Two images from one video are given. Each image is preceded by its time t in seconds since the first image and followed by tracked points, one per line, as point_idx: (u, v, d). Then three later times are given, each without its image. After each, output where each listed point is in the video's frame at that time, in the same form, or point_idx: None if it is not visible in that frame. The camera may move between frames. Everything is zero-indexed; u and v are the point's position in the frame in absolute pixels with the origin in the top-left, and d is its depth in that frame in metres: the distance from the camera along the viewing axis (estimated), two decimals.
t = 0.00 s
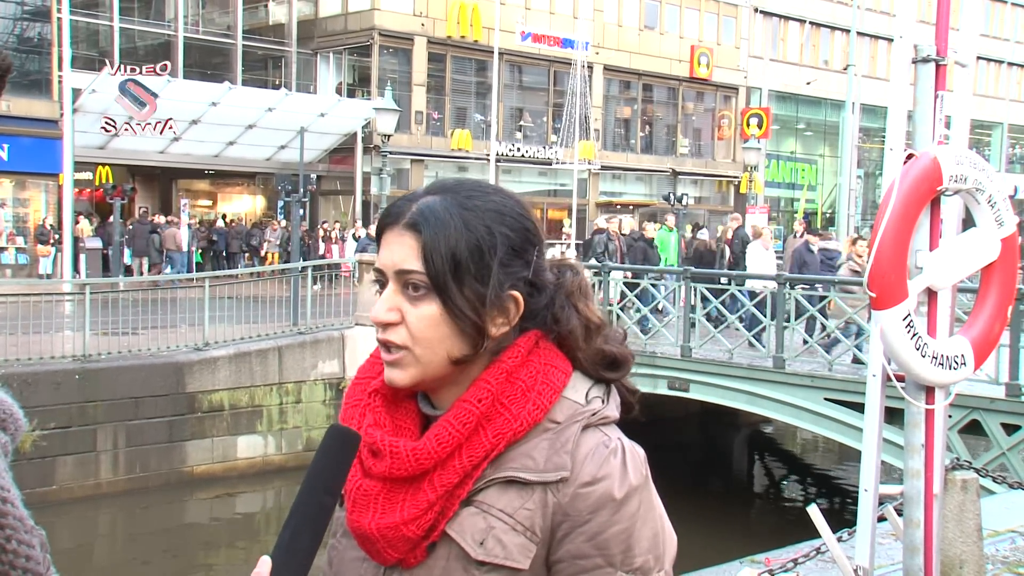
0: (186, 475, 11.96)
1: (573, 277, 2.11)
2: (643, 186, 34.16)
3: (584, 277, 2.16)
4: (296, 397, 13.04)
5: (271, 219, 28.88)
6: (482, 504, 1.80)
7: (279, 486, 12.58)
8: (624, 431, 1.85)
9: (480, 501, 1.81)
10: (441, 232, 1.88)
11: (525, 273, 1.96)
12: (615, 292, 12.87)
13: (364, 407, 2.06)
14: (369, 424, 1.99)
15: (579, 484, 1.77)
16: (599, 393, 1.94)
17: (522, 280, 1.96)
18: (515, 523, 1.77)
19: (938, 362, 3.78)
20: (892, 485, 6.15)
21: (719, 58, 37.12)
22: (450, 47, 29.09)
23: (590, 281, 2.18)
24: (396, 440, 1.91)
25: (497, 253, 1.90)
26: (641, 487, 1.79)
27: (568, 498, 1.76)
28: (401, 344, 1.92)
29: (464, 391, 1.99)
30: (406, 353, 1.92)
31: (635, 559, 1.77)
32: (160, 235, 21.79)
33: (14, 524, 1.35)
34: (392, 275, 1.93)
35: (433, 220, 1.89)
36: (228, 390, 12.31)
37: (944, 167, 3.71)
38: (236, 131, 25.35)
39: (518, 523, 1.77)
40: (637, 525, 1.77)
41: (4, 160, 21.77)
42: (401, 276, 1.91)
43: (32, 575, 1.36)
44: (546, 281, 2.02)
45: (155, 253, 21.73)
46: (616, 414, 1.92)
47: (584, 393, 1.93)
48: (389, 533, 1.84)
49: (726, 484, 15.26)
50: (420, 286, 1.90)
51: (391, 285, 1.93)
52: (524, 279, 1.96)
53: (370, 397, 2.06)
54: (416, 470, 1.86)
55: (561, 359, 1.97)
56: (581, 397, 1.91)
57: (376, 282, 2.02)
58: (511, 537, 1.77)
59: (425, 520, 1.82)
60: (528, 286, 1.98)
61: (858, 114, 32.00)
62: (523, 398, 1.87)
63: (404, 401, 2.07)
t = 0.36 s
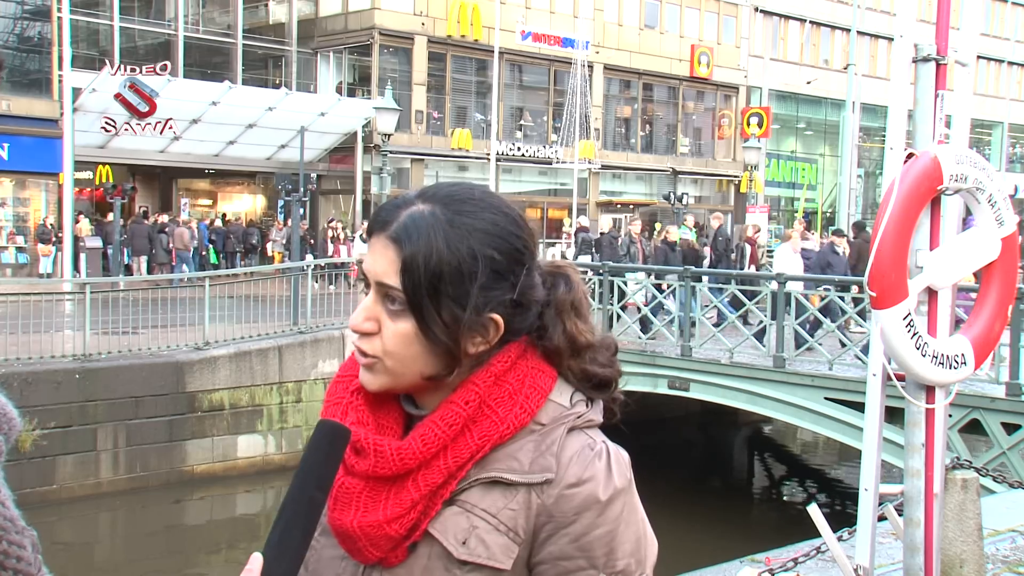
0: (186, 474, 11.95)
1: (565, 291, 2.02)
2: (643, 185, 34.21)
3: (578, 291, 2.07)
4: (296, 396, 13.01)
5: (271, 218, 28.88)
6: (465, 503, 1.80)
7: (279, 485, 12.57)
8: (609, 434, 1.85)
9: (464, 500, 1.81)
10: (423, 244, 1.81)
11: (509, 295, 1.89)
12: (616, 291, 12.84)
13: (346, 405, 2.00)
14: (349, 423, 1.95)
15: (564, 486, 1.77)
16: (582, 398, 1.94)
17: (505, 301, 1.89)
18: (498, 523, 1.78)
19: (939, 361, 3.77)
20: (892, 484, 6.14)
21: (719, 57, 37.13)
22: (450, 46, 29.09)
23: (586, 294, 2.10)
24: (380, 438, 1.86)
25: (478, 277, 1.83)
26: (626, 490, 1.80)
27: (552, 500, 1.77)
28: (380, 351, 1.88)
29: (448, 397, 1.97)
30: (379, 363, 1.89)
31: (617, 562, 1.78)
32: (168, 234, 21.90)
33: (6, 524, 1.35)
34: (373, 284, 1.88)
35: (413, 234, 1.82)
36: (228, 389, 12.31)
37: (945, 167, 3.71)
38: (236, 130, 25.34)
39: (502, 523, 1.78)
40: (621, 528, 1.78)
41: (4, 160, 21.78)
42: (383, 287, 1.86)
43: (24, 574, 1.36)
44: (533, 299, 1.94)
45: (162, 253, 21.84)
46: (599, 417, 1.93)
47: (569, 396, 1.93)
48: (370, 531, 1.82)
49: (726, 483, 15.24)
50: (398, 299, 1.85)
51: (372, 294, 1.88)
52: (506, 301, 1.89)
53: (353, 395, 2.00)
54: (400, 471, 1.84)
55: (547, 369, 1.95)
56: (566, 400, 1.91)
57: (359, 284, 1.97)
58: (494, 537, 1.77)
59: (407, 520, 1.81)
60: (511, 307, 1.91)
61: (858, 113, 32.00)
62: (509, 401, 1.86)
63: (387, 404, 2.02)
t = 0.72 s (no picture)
0: (186, 473, 11.96)
1: (552, 284, 2.06)
2: (644, 185, 34.24)
3: (564, 283, 2.10)
4: (296, 395, 13.02)
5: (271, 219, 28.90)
6: (461, 511, 1.80)
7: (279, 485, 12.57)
8: (603, 439, 1.86)
9: (460, 508, 1.81)
10: (416, 243, 1.82)
11: (503, 285, 1.91)
12: (616, 291, 12.83)
13: (336, 408, 1.99)
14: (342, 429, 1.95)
15: (561, 493, 1.77)
16: (573, 401, 1.95)
17: (498, 292, 1.91)
18: (494, 532, 1.77)
19: (939, 361, 3.77)
20: (891, 484, 6.15)
21: (719, 57, 37.16)
22: (450, 46, 29.10)
23: (571, 286, 2.14)
24: (374, 447, 1.87)
25: (471, 267, 1.85)
26: (621, 497, 1.80)
27: (549, 507, 1.77)
28: (374, 352, 1.87)
29: (442, 399, 1.97)
30: (378, 363, 1.88)
31: (614, 567, 1.79)
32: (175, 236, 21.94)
33: None
34: (364, 284, 1.88)
35: (405, 229, 1.83)
36: (228, 389, 12.32)
37: (945, 166, 3.71)
38: (236, 130, 25.35)
39: (498, 532, 1.77)
40: (617, 534, 1.78)
41: (5, 159, 21.77)
42: (374, 286, 1.86)
43: None
44: (525, 290, 1.97)
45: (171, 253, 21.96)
46: (592, 421, 1.94)
47: (561, 400, 1.94)
48: (367, 542, 1.81)
49: (726, 483, 15.24)
50: (391, 298, 1.85)
51: (364, 294, 1.88)
52: (500, 291, 1.91)
53: (343, 399, 2.00)
54: (395, 480, 1.83)
55: (537, 368, 1.97)
56: (558, 404, 1.91)
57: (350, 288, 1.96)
58: (491, 546, 1.76)
59: (403, 529, 1.80)
60: (504, 297, 1.93)
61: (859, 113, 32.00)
62: (504, 406, 1.86)
63: (378, 407, 2.02)
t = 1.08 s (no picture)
0: (186, 473, 11.96)
1: (563, 283, 2.10)
2: (644, 185, 34.22)
3: (570, 280, 2.14)
4: (297, 395, 13.03)
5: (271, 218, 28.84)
6: (466, 504, 1.80)
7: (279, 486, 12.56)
8: (606, 432, 1.86)
9: (465, 500, 1.80)
10: (417, 215, 1.89)
11: (504, 262, 1.95)
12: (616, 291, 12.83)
13: (345, 402, 2.01)
14: (349, 421, 1.96)
15: (564, 484, 1.77)
16: (577, 395, 1.94)
17: (500, 269, 1.94)
18: (500, 523, 1.77)
19: (939, 360, 3.77)
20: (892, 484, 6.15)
21: (719, 56, 37.16)
22: (450, 46, 29.08)
23: (578, 288, 2.15)
24: (380, 438, 1.87)
25: (472, 236, 1.90)
26: (625, 488, 1.80)
27: (553, 498, 1.76)
28: (376, 327, 1.90)
29: (445, 388, 1.98)
30: (382, 339, 1.90)
31: (619, 559, 1.78)
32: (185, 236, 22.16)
33: None
34: (371, 261, 1.93)
35: (411, 205, 1.90)
36: (229, 389, 12.32)
37: (945, 166, 3.71)
38: (236, 130, 25.35)
39: (503, 523, 1.77)
40: (621, 525, 1.78)
41: (6, 159, 21.78)
42: (379, 260, 1.91)
43: None
44: (529, 275, 2.01)
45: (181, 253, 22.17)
46: (596, 414, 1.93)
47: (565, 394, 1.93)
48: (371, 531, 1.81)
49: (727, 483, 15.22)
50: (393, 270, 1.89)
51: (370, 269, 1.92)
52: (501, 268, 1.95)
53: (352, 392, 2.02)
54: (400, 468, 1.83)
55: (542, 360, 1.97)
56: (562, 397, 1.91)
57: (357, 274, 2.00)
58: (496, 538, 1.76)
59: (408, 519, 1.80)
60: (507, 277, 1.97)
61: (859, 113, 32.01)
62: (506, 395, 1.87)
63: (385, 399, 2.03)
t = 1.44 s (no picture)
0: (187, 473, 11.98)
1: (575, 280, 2.06)
2: (644, 185, 34.18)
3: (586, 277, 2.11)
4: (297, 395, 13.05)
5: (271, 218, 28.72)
6: (479, 494, 1.80)
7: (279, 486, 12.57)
8: (619, 423, 1.85)
9: (478, 491, 1.80)
10: (423, 222, 1.89)
11: (515, 265, 1.94)
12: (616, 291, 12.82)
13: (361, 398, 2.02)
14: (366, 414, 1.97)
15: (576, 473, 1.77)
16: (592, 388, 1.93)
17: (509, 273, 1.93)
18: (513, 513, 1.77)
19: (940, 360, 3.77)
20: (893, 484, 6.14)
21: (720, 56, 37.16)
22: (450, 45, 29.10)
23: (593, 283, 2.13)
24: (393, 429, 1.88)
25: (478, 243, 1.89)
26: (638, 477, 1.80)
27: (565, 487, 1.77)
28: (389, 333, 1.92)
29: (457, 383, 1.98)
30: (393, 341, 1.92)
31: (633, 548, 1.77)
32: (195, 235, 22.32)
33: None
34: (382, 266, 1.94)
35: (417, 211, 1.90)
36: (229, 389, 12.33)
37: (945, 165, 3.71)
38: (236, 129, 25.37)
39: (516, 512, 1.77)
40: (635, 515, 1.77)
41: (6, 159, 21.79)
42: (389, 266, 1.93)
43: None
44: (542, 276, 1.99)
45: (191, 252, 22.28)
46: (610, 407, 1.92)
47: (579, 386, 1.92)
48: (384, 520, 1.81)
49: (727, 482, 15.21)
50: (403, 275, 1.91)
51: (381, 275, 1.94)
52: (511, 271, 1.93)
53: (367, 389, 2.03)
54: (413, 459, 1.84)
55: (557, 355, 1.96)
56: (575, 390, 1.90)
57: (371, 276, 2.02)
58: (509, 527, 1.76)
59: (421, 509, 1.80)
60: (517, 281, 1.96)
61: (859, 112, 32.02)
62: (518, 387, 1.86)
63: (401, 395, 2.03)
